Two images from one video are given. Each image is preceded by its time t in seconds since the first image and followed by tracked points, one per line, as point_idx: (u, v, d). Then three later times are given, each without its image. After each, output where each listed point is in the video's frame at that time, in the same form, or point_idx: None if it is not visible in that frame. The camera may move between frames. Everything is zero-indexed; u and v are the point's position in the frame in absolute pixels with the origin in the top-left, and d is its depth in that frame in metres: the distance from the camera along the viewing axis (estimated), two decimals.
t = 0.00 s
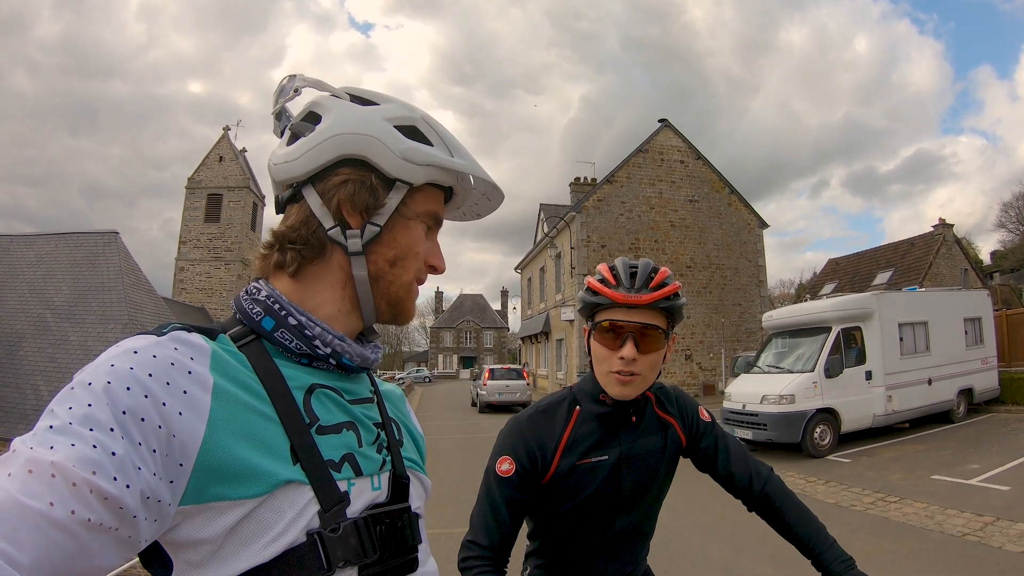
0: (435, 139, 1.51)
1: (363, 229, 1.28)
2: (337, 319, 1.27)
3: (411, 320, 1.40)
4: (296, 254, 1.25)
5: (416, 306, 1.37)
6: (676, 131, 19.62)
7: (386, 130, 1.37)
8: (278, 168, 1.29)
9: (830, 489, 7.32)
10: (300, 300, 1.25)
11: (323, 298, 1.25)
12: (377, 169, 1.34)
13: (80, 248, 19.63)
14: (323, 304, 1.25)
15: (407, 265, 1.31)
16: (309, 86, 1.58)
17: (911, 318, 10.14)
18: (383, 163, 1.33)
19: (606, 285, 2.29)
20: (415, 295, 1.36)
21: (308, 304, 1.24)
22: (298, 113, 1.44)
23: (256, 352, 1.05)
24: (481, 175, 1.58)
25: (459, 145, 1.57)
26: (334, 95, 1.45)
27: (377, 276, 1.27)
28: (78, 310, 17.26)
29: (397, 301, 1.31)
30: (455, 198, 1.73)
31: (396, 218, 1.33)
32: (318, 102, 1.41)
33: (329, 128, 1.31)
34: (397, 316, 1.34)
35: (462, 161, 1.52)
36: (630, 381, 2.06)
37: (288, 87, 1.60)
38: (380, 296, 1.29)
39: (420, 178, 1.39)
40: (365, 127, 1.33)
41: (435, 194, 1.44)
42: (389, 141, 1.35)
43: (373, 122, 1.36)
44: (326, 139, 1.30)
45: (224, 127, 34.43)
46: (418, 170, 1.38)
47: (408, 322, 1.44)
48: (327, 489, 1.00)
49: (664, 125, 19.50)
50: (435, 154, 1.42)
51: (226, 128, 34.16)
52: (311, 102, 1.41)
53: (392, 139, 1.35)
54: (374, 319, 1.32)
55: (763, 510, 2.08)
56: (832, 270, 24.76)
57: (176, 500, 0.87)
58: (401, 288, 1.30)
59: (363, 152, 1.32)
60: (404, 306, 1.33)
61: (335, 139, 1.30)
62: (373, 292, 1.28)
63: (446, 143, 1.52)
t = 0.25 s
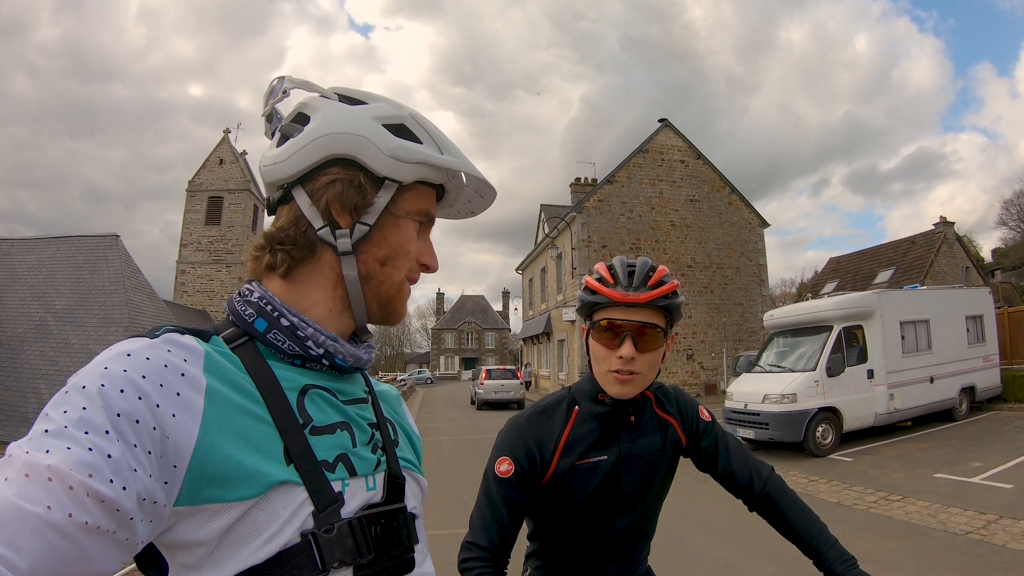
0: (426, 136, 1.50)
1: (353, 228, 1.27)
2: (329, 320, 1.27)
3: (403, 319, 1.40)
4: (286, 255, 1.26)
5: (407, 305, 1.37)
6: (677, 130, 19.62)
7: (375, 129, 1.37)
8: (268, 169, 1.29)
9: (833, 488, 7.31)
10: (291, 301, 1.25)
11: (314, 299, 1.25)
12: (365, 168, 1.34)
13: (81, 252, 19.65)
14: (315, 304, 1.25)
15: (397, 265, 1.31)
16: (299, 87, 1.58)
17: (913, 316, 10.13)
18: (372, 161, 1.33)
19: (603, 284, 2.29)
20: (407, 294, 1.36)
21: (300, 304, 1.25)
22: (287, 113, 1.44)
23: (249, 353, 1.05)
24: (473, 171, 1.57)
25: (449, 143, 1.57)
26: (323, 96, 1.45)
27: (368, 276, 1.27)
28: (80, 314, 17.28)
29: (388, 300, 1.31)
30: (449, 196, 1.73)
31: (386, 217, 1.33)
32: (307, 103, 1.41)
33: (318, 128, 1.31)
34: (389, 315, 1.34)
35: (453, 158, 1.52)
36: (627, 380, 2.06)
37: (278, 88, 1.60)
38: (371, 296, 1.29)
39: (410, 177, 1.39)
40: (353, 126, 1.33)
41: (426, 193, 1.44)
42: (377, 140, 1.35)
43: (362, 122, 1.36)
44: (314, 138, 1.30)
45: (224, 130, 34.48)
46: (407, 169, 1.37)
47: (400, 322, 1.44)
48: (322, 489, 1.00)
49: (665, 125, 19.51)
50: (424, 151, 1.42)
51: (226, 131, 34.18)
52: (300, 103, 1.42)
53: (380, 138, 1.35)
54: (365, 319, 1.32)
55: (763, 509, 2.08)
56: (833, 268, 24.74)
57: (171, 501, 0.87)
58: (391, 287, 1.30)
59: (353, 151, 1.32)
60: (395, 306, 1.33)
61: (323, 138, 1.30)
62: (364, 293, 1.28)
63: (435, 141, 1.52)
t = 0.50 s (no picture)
0: (422, 137, 1.50)
1: (348, 230, 1.27)
2: (326, 323, 1.27)
3: (401, 321, 1.40)
4: (282, 258, 1.25)
5: (405, 306, 1.37)
6: (678, 130, 19.61)
7: (371, 130, 1.37)
8: (263, 172, 1.30)
9: (836, 488, 7.28)
10: (288, 304, 1.25)
11: (311, 302, 1.26)
12: (359, 170, 1.34)
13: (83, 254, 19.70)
14: (311, 307, 1.25)
15: (395, 266, 1.31)
16: (292, 89, 1.58)
17: (916, 315, 10.10)
18: (368, 163, 1.33)
19: (605, 286, 2.29)
20: (404, 295, 1.36)
21: (297, 307, 1.25)
22: (281, 116, 1.45)
23: (246, 357, 1.06)
24: (469, 171, 1.57)
25: (446, 143, 1.57)
26: (316, 98, 1.45)
27: (365, 278, 1.27)
28: (83, 316, 17.35)
29: (386, 302, 1.31)
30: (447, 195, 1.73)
31: (382, 217, 1.33)
32: (300, 105, 1.41)
33: (312, 130, 1.31)
34: (387, 316, 1.34)
35: (450, 159, 1.52)
36: (628, 380, 2.06)
37: (271, 91, 1.60)
38: (369, 298, 1.29)
39: (406, 178, 1.39)
40: (346, 128, 1.33)
41: (422, 193, 1.44)
42: (370, 141, 1.35)
43: (357, 123, 1.36)
44: (309, 141, 1.30)
45: (226, 133, 34.56)
46: (403, 170, 1.37)
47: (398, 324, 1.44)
48: (321, 493, 1.00)
49: (666, 125, 19.49)
50: (420, 152, 1.42)
51: (228, 133, 34.22)
52: (294, 106, 1.42)
53: (375, 139, 1.35)
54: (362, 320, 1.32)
55: (768, 510, 2.07)
56: (835, 267, 24.68)
57: (170, 506, 0.87)
58: (389, 288, 1.30)
59: (349, 153, 1.32)
60: (393, 307, 1.33)
61: (317, 141, 1.30)
62: (361, 294, 1.28)
63: (431, 141, 1.52)
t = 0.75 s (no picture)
0: (421, 140, 1.51)
1: (349, 234, 1.28)
2: (329, 327, 1.27)
3: (403, 324, 1.41)
4: (283, 263, 1.26)
5: (407, 309, 1.37)
6: (679, 131, 19.60)
7: (370, 134, 1.38)
8: (264, 178, 1.31)
9: (839, 488, 7.28)
10: (290, 309, 1.26)
11: (313, 306, 1.26)
12: (360, 174, 1.35)
13: (86, 256, 19.73)
14: (313, 310, 1.26)
15: (396, 269, 1.31)
16: (292, 95, 1.59)
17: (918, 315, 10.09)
18: (368, 167, 1.33)
19: (607, 288, 2.29)
20: (406, 298, 1.37)
21: (299, 311, 1.25)
22: (281, 122, 1.45)
23: (249, 361, 1.06)
24: (468, 174, 1.58)
25: (445, 146, 1.57)
26: (316, 103, 1.46)
27: (366, 282, 1.28)
28: (85, 318, 17.37)
29: (388, 305, 1.31)
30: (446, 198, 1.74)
31: (382, 221, 1.33)
32: (301, 111, 1.42)
33: (312, 135, 1.32)
34: (389, 319, 1.34)
35: (449, 161, 1.53)
36: (630, 382, 2.06)
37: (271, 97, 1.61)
38: (371, 302, 1.29)
39: (405, 182, 1.39)
40: (346, 133, 1.34)
41: (422, 196, 1.44)
42: (370, 145, 1.35)
43: (357, 128, 1.37)
44: (309, 146, 1.31)
45: (228, 135, 34.61)
46: (402, 173, 1.38)
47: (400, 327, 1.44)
48: (324, 495, 1.01)
49: (667, 125, 19.49)
50: (419, 155, 1.43)
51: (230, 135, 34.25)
52: (293, 111, 1.42)
53: (373, 143, 1.36)
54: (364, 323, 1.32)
55: (770, 511, 2.07)
56: (837, 267, 24.66)
57: (176, 509, 0.88)
58: (390, 291, 1.30)
59: (349, 158, 1.33)
60: (395, 310, 1.34)
61: (317, 147, 1.31)
62: (363, 298, 1.29)
63: (430, 144, 1.52)
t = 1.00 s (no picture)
0: (424, 142, 1.53)
1: (355, 232, 1.30)
2: (335, 324, 1.29)
3: (406, 322, 1.43)
4: (291, 261, 1.28)
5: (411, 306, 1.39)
6: (678, 132, 19.63)
7: (376, 135, 1.40)
8: (272, 178, 1.32)
9: (839, 487, 7.28)
10: (297, 306, 1.27)
11: (319, 303, 1.28)
12: (364, 173, 1.36)
13: (87, 259, 19.76)
14: (319, 308, 1.27)
15: (400, 267, 1.33)
16: (298, 97, 1.61)
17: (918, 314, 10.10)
18: (373, 168, 1.35)
19: (609, 287, 2.31)
20: (410, 296, 1.39)
21: (305, 309, 1.27)
22: (287, 123, 1.47)
23: (257, 357, 1.08)
24: (472, 175, 1.60)
25: (448, 146, 1.59)
26: (321, 105, 1.48)
27: (371, 279, 1.30)
28: (85, 321, 17.37)
29: (392, 302, 1.33)
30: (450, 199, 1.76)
31: (387, 220, 1.35)
32: (307, 112, 1.44)
33: (318, 136, 1.34)
34: (394, 316, 1.36)
35: (453, 162, 1.55)
36: (633, 380, 2.08)
37: (277, 98, 1.62)
38: (376, 299, 1.31)
39: (411, 181, 1.41)
40: (352, 134, 1.36)
41: (426, 196, 1.46)
42: (375, 145, 1.37)
43: (361, 129, 1.38)
44: (314, 147, 1.33)
45: (228, 137, 34.65)
46: (406, 173, 1.40)
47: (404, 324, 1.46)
48: (331, 488, 1.02)
49: (666, 126, 19.52)
50: (424, 156, 1.45)
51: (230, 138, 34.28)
52: (300, 113, 1.44)
53: (378, 143, 1.37)
54: (368, 320, 1.34)
55: (770, 506, 2.08)
56: (837, 267, 24.67)
57: (186, 501, 0.89)
58: (394, 288, 1.32)
59: (355, 158, 1.35)
60: (398, 307, 1.35)
61: (323, 147, 1.33)
62: (368, 295, 1.31)
63: (433, 144, 1.54)
